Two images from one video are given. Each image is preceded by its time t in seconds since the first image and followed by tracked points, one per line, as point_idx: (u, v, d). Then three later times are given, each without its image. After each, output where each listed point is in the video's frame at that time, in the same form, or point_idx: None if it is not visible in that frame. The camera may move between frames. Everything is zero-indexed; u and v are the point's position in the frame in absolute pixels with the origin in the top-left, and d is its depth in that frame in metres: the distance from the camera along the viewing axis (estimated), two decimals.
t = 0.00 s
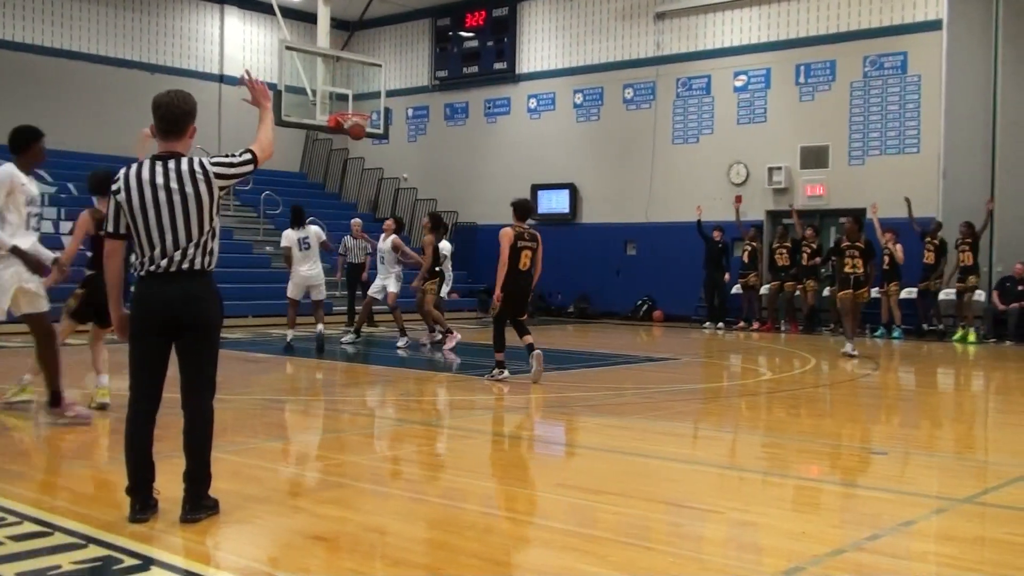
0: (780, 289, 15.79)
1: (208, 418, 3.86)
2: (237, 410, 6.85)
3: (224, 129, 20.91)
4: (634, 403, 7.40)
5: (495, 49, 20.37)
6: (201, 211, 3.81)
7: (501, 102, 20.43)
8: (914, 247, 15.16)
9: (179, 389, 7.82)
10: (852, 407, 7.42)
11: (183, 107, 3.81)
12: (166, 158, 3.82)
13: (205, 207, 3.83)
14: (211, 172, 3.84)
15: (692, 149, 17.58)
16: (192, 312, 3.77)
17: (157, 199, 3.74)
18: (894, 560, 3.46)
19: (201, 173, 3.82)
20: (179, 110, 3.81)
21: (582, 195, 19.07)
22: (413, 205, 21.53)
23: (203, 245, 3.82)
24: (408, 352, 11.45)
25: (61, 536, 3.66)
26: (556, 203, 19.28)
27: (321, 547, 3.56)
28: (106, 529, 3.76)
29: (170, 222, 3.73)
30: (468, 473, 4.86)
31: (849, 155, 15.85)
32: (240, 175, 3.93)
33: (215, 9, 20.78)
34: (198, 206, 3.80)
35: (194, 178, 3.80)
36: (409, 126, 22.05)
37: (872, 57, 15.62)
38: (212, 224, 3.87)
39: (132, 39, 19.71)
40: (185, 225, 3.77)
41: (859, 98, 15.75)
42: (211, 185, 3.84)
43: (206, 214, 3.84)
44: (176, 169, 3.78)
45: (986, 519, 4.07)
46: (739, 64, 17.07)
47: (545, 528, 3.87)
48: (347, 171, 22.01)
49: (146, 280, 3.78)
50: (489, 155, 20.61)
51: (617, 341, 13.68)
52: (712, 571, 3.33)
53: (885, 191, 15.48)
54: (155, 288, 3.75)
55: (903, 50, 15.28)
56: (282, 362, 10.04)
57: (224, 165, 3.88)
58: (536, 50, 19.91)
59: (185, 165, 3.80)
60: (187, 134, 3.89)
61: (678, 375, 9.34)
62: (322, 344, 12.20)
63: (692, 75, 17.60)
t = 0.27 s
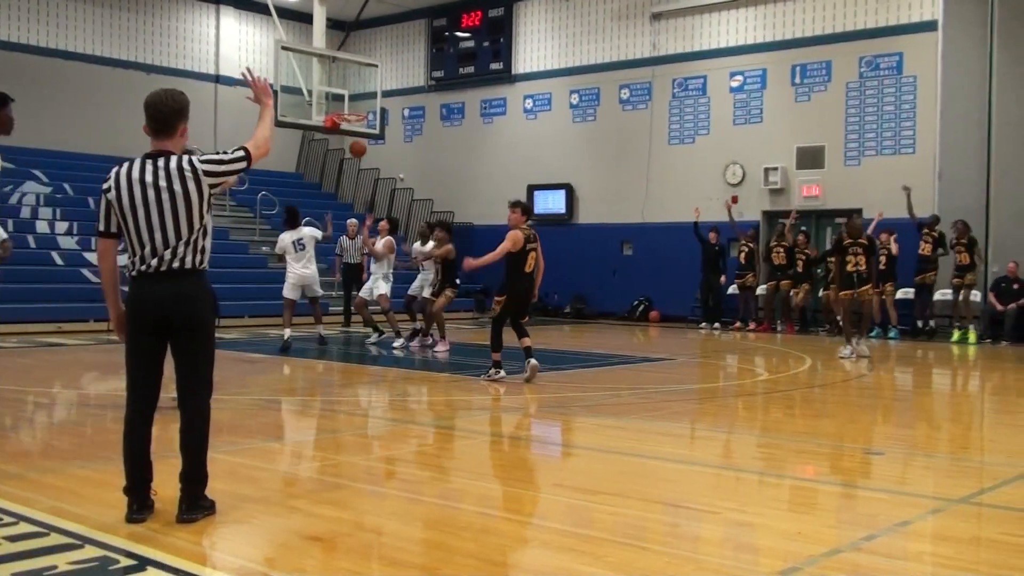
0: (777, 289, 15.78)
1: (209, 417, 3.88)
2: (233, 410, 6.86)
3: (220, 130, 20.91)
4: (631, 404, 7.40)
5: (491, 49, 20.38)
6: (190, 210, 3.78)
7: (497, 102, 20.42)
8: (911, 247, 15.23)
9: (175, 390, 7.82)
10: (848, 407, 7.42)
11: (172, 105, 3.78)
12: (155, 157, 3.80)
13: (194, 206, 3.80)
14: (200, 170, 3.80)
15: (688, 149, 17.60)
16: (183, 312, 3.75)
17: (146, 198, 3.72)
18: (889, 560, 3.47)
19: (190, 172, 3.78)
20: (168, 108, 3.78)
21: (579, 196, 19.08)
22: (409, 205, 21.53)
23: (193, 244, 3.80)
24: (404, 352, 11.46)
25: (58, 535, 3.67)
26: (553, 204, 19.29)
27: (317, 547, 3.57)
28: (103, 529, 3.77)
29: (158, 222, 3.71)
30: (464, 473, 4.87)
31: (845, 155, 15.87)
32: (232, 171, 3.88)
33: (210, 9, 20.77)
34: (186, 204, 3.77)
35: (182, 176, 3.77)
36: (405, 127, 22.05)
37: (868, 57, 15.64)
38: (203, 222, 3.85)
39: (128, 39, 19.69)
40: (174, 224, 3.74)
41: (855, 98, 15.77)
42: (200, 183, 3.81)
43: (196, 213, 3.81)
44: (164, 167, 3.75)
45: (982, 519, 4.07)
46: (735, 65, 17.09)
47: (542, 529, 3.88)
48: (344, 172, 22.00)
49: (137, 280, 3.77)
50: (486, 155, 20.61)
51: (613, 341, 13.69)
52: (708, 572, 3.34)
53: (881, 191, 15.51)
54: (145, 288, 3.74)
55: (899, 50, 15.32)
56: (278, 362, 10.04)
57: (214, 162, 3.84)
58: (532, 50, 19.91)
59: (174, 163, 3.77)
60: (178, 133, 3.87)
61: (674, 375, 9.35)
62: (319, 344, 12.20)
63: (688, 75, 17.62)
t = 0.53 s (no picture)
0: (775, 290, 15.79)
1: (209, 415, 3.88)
2: (230, 407, 6.86)
3: (219, 126, 20.90)
4: (627, 404, 7.41)
5: (491, 48, 20.37)
6: (174, 207, 3.70)
7: (497, 101, 20.42)
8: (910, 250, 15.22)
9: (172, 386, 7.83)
10: (845, 409, 7.43)
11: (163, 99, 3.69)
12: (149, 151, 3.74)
13: (183, 202, 3.71)
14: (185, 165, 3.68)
15: (687, 150, 17.60)
16: (170, 311, 3.73)
17: (135, 194, 3.69)
18: (883, 563, 3.48)
19: (176, 168, 3.68)
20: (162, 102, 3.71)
21: (577, 195, 19.08)
22: (408, 203, 21.51)
23: (182, 242, 3.74)
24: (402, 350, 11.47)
25: (53, 531, 3.67)
26: (551, 203, 19.27)
27: (313, 545, 3.57)
28: (99, 525, 3.77)
29: (143, 220, 3.67)
30: (460, 472, 4.87)
31: (844, 157, 15.87)
32: (222, 167, 3.71)
33: (211, 5, 20.75)
34: (170, 201, 3.69)
35: (167, 171, 3.69)
36: (405, 124, 22.04)
37: (867, 59, 15.65)
38: (195, 218, 3.77)
39: (127, 34, 19.65)
40: (159, 221, 3.70)
41: (854, 100, 15.78)
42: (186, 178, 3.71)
43: (183, 210, 3.72)
44: (153, 163, 3.70)
45: (977, 523, 4.08)
46: (735, 66, 17.09)
47: (537, 528, 3.88)
48: (343, 169, 21.97)
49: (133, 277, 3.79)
50: (485, 153, 20.60)
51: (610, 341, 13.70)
52: (703, 573, 3.34)
53: (880, 193, 15.51)
54: (136, 285, 3.75)
55: (899, 52, 15.33)
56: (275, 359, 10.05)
57: (201, 158, 3.68)
58: (532, 49, 19.90)
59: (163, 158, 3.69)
60: (178, 126, 3.81)
61: (671, 376, 9.36)
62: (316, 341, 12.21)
63: (688, 76, 17.63)
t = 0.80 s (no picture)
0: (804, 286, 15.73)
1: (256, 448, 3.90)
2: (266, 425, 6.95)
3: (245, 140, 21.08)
4: (659, 411, 7.44)
5: (511, 52, 20.41)
6: (222, 251, 3.61)
7: (519, 105, 20.46)
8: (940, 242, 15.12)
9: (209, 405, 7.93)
10: (878, 411, 7.42)
11: (220, 143, 3.65)
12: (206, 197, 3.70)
13: (229, 245, 3.61)
14: (232, 210, 3.60)
15: (711, 148, 17.58)
16: (211, 355, 3.59)
17: (188, 237, 3.65)
18: None
19: (224, 212, 3.60)
20: (217, 145, 3.66)
21: (603, 197, 19.09)
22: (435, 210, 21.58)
23: (231, 288, 3.63)
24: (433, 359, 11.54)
25: (102, 562, 3.74)
26: (578, 206, 19.28)
27: (355, 570, 3.62)
28: (146, 555, 3.84)
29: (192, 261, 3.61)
30: (497, 489, 4.91)
31: (869, 150, 15.81)
32: (268, 211, 3.60)
33: (232, 19, 20.92)
34: (216, 244, 3.59)
35: (217, 214, 3.61)
36: (429, 132, 22.13)
37: (889, 51, 15.57)
38: (244, 262, 3.65)
39: (152, 51, 19.85)
40: (207, 264, 3.62)
41: (878, 93, 15.70)
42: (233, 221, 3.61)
43: (231, 254, 3.62)
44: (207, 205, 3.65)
45: (1015, 531, 4.08)
46: (756, 62, 17.05)
47: (575, 548, 3.91)
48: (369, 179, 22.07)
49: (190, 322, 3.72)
50: (509, 158, 20.65)
51: (640, 343, 13.72)
52: None
53: (907, 186, 15.43)
54: (188, 329, 3.67)
55: (921, 43, 15.24)
56: (309, 373, 10.14)
57: (248, 203, 3.59)
58: (552, 52, 19.93)
59: (215, 202, 3.64)
60: (240, 172, 3.74)
61: (703, 380, 9.37)
62: (347, 353, 12.30)
63: (709, 74, 17.60)
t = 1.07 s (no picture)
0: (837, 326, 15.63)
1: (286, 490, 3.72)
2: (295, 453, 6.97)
3: (285, 162, 21.30)
4: (689, 452, 7.39)
5: (551, 83, 20.52)
6: (291, 290, 3.04)
7: (557, 136, 20.54)
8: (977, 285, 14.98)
9: (240, 429, 7.97)
10: (911, 458, 7.33)
11: (310, 175, 3.14)
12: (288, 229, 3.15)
13: (296, 285, 3.04)
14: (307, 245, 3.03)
15: (748, 183, 17.55)
16: (260, 404, 3.05)
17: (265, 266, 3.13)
18: None
19: (299, 247, 3.03)
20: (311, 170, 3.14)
21: (638, 229, 19.09)
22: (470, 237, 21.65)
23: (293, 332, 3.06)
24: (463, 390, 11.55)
25: None
26: (613, 238, 19.21)
27: None
28: None
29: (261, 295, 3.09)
30: (524, 531, 4.89)
31: (908, 190, 15.71)
32: (349, 252, 3.04)
33: (277, 43, 21.19)
34: (285, 279, 3.04)
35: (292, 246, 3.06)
36: (466, 160, 22.26)
37: (931, 90, 15.50)
38: (313, 304, 3.07)
39: (197, 72, 20.12)
40: (273, 301, 3.07)
41: (918, 132, 15.62)
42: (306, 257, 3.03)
43: (301, 295, 3.04)
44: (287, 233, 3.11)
45: None
46: (796, 99, 17.02)
47: None
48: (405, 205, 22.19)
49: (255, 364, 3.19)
50: (546, 187, 20.71)
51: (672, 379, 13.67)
52: None
53: (945, 227, 15.31)
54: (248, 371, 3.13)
55: (963, 83, 15.17)
56: (339, 401, 10.17)
57: (327, 240, 3.03)
58: (592, 84, 20.01)
59: (293, 235, 3.09)
60: (332, 202, 3.19)
61: (734, 420, 9.31)
62: (378, 381, 12.33)
63: (748, 109, 17.60)
